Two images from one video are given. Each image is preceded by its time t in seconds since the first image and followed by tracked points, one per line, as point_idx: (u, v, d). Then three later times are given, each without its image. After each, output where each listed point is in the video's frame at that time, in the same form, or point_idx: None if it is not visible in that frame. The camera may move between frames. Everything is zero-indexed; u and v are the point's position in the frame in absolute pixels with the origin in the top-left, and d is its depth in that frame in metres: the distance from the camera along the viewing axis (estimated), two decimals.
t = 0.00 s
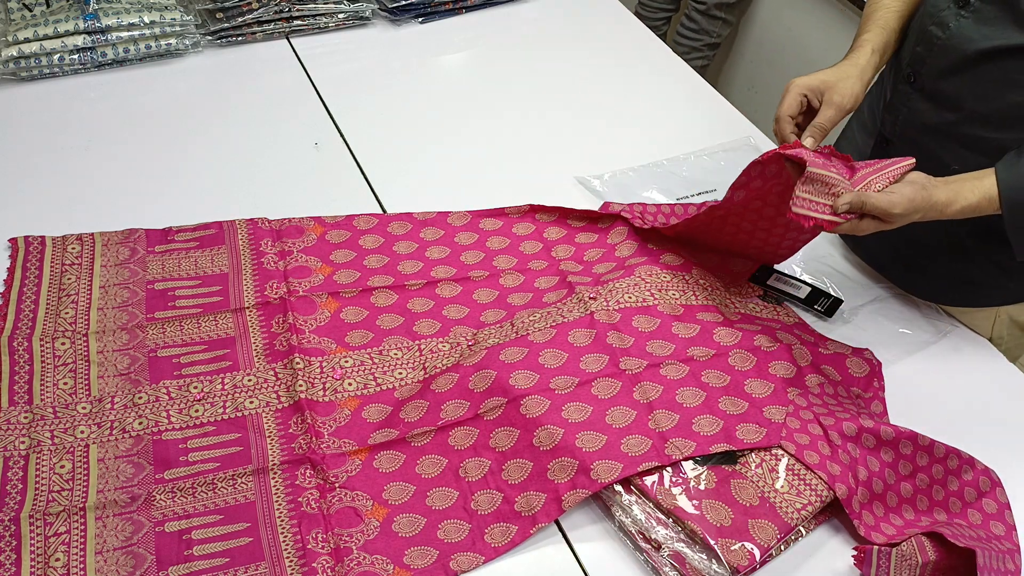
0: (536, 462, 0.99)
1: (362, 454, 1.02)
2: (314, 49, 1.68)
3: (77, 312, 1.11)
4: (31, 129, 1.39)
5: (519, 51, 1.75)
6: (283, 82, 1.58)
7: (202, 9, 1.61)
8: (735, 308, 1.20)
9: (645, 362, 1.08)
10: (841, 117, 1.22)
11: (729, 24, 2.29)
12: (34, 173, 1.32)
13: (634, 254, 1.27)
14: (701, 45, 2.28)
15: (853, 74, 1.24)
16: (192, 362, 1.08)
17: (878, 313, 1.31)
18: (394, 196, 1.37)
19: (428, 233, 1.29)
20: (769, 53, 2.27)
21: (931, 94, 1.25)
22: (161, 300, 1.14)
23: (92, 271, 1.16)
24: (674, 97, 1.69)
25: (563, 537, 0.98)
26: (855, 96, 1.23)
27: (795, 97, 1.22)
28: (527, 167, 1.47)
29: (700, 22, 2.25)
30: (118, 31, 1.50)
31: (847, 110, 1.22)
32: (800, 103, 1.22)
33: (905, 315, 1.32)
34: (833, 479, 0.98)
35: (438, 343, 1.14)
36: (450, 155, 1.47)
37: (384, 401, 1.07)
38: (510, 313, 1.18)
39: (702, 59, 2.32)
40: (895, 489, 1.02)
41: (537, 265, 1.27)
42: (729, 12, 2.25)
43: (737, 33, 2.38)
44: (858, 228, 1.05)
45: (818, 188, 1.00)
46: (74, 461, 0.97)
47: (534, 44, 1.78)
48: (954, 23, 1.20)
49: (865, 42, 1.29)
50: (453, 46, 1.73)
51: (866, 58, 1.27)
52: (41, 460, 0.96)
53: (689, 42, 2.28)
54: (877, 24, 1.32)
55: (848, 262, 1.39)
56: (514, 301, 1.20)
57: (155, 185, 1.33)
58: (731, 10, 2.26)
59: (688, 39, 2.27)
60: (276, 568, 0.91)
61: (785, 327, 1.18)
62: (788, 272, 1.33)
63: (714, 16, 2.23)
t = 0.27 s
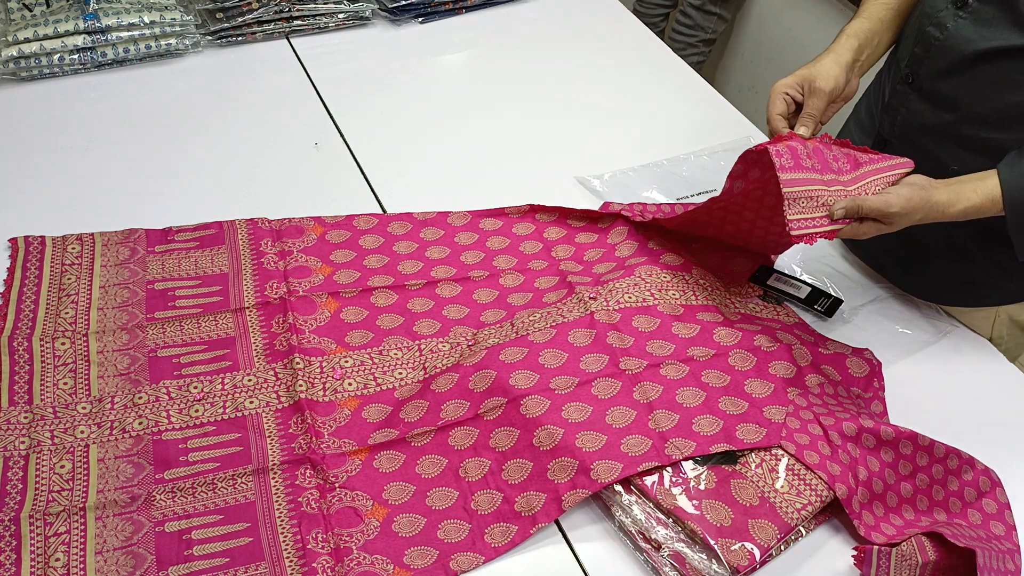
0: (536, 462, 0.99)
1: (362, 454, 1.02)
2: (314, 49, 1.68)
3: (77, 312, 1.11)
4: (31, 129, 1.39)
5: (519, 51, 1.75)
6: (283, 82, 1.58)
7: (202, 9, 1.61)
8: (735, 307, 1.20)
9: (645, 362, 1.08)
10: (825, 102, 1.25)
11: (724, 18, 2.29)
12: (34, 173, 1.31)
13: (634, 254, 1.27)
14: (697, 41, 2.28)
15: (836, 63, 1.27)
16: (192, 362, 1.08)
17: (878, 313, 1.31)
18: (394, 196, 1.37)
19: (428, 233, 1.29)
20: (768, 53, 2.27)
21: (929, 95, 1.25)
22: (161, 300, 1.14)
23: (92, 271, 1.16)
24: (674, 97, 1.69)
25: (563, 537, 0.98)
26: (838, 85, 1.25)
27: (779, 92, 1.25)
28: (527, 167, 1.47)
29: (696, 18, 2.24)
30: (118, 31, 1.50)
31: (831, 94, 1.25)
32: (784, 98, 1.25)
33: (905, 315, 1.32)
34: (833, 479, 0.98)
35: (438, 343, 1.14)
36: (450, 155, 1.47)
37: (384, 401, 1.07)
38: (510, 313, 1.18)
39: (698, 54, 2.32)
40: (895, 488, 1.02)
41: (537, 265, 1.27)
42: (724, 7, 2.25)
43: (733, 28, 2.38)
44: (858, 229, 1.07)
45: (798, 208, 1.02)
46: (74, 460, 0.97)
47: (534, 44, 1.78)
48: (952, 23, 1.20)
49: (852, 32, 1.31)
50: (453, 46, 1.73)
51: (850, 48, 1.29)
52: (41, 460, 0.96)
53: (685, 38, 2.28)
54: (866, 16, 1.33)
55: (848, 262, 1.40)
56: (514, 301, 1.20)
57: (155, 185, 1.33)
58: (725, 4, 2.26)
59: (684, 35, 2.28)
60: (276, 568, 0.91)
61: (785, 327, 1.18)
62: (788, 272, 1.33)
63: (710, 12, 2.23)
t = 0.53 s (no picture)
0: (536, 462, 0.99)
1: (362, 454, 1.02)
2: (314, 49, 1.68)
3: (77, 312, 1.11)
4: (31, 129, 1.39)
5: (519, 51, 1.75)
6: (283, 82, 1.58)
7: (202, 9, 1.61)
8: (735, 308, 1.20)
9: (645, 362, 1.08)
10: (813, 90, 1.25)
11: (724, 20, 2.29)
12: (33, 173, 1.31)
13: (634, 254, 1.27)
14: (697, 42, 2.29)
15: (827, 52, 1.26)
16: (192, 362, 1.08)
17: (878, 313, 1.31)
18: (394, 196, 1.37)
19: (428, 233, 1.29)
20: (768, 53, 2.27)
21: (929, 95, 1.25)
22: (161, 300, 1.14)
23: (92, 271, 1.16)
24: (674, 97, 1.69)
25: (563, 537, 0.98)
26: (827, 72, 1.25)
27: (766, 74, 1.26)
28: (527, 167, 1.47)
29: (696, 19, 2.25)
30: (118, 31, 1.50)
31: (819, 83, 1.25)
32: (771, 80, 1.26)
33: (905, 315, 1.32)
34: (832, 479, 0.98)
35: (438, 343, 1.14)
36: (450, 155, 1.47)
37: (384, 401, 1.07)
38: (510, 313, 1.18)
39: (698, 56, 2.33)
40: (895, 488, 1.02)
41: (537, 265, 1.27)
42: (724, 9, 2.25)
43: (733, 28, 2.38)
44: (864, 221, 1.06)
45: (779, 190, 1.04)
46: (74, 461, 0.97)
47: (534, 44, 1.78)
48: (952, 23, 1.20)
49: (848, 25, 1.30)
50: (453, 46, 1.73)
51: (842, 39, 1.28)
52: (41, 460, 0.96)
53: (685, 39, 2.28)
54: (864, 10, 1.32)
55: (848, 262, 1.39)
56: (514, 301, 1.20)
57: (155, 185, 1.33)
58: (726, 6, 2.26)
59: (684, 36, 2.28)
60: (276, 568, 0.91)
61: (785, 327, 1.18)
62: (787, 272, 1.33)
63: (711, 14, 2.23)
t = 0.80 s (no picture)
0: (536, 462, 0.99)
1: (361, 454, 1.02)
2: (314, 49, 1.68)
3: (77, 312, 1.11)
4: (31, 129, 1.39)
5: (519, 51, 1.75)
6: (283, 82, 1.58)
7: (202, 9, 1.61)
8: (735, 307, 1.20)
9: (645, 362, 1.08)
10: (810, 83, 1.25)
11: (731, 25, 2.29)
12: (33, 173, 1.31)
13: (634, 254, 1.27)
14: (702, 47, 2.30)
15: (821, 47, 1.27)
16: (193, 362, 1.08)
17: (878, 313, 1.31)
18: (394, 196, 1.37)
19: (428, 233, 1.29)
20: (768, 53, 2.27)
21: (930, 94, 1.25)
22: (161, 300, 1.14)
23: (92, 271, 1.16)
24: (674, 97, 1.69)
25: (563, 537, 0.98)
26: (822, 66, 1.25)
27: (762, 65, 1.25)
28: (527, 167, 1.47)
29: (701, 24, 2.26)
30: (118, 31, 1.50)
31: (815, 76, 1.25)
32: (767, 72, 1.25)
33: (905, 315, 1.32)
34: (832, 478, 0.98)
35: (438, 343, 1.14)
36: (450, 155, 1.47)
37: (384, 401, 1.07)
38: (510, 313, 1.18)
39: (703, 60, 2.34)
40: (895, 488, 1.02)
41: (537, 265, 1.27)
42: (730, 14, 2.24)
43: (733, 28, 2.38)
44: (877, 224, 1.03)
45: (780, 172, 1.00)
46: (74, 461, 0.97)
47: (534, 44, 1.78)
48: (952, 22, 1.20)
49: (845, 21, 1.29)
50: (453, 46, 1.73)
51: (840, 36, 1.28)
52: (41, 460, 0.96)
53: (690, 43, 2.30)
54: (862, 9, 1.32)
55: (848, 262, 1.39)
56: (514, 301, 1.20)
57: (154, 185, 1.33)
58: (732, 10, 2.25)
59: (689, 40, 2.29)
60: (276, 568, 0.91)
61: (785, 327, 1.18)
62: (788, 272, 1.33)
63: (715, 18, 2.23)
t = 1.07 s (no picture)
0: (536, 462, 0.99)
1: (362, 454, 1.02)
2: (314, 48, 1.68)
3: (77, 312, 1.11)
4: (31, 129, 1.39)
5: (519, 51, 1.75)
6: (283, 82, 1.58)
7: (202, 9, 1.61)
8: (735, 307, 1.20)
9: (645, 362, 1.08)
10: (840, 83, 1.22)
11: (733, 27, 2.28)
12: (33, 173, 1.31)
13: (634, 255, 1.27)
14: (703, 48, 2.29)
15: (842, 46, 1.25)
16: (192, 362, 1.08)
17: (878, 313, 1.31)
18: (394, 196, 1.37)
19: (428, 233, 1.29)
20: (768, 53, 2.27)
21: (930, 93, 1.25)
22: (161, 300, 1.14)
23: (92, 271, 1.16)
24: (674, 97, 1.69)
25: (563, 537, 0.98)
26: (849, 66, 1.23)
27: (790, 71, 1.22)
28: (526, 167, 1.47)
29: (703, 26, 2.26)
30: (118, 31, 1.50)
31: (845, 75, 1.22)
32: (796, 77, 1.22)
33: (904, 315, 1.32)
34: (832, 478, 0.98)
35: (438, 343, 1.14)
36: (450, 155, 1.47)
37: (384, 401, 1.07)
38: (510, 313, 1.18)
39: (704, 62, 2.33)
40: (895, 488, 1.02)
41: (537, 265, 1.27)
42: (732, 15, 2.24)
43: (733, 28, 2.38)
44: (869, 183, 0.99)
45: (782, 143, 0.98)
46: (74, 461, 0.97)
47: (534, 44, 1.78)
48: (953, 21, 1.20)
49: (856, 19, 1.30)
50: (453, 46, 1.73)
51: (852, 33, 1.28)
52: (41, 460, 0.96)
53: (691, 45, 2.30)
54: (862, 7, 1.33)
55: (848, 262, 1.40)
56: (514, 301, 1.20)
57: (154, 185, 1.33)
58: (734, 12, 2.24)
59: (690, 42, 2.30)
60: (276, 568, 0.91)
61: (785, 327, 1.19)
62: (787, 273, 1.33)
63: (717, 20, 2.23)
